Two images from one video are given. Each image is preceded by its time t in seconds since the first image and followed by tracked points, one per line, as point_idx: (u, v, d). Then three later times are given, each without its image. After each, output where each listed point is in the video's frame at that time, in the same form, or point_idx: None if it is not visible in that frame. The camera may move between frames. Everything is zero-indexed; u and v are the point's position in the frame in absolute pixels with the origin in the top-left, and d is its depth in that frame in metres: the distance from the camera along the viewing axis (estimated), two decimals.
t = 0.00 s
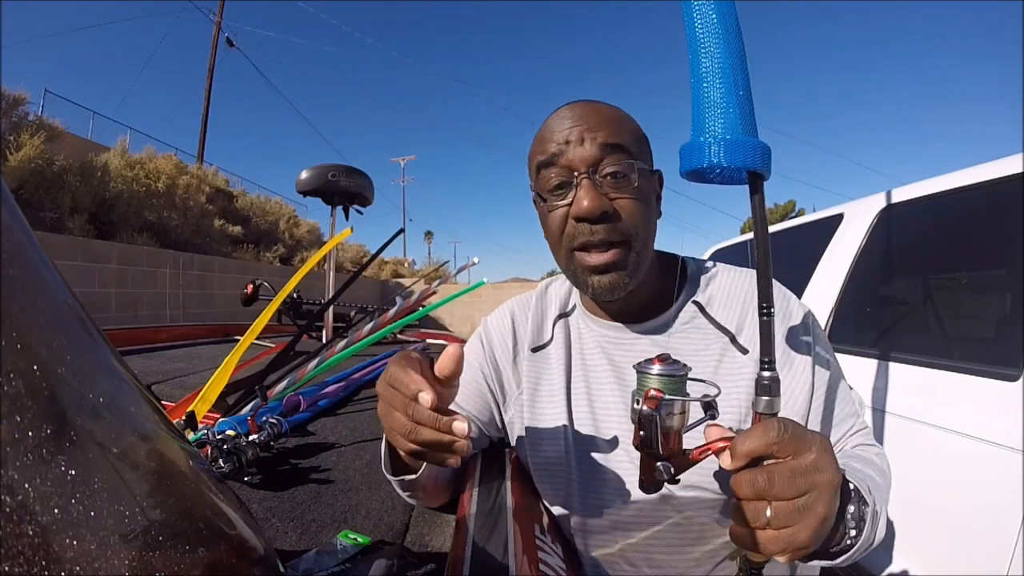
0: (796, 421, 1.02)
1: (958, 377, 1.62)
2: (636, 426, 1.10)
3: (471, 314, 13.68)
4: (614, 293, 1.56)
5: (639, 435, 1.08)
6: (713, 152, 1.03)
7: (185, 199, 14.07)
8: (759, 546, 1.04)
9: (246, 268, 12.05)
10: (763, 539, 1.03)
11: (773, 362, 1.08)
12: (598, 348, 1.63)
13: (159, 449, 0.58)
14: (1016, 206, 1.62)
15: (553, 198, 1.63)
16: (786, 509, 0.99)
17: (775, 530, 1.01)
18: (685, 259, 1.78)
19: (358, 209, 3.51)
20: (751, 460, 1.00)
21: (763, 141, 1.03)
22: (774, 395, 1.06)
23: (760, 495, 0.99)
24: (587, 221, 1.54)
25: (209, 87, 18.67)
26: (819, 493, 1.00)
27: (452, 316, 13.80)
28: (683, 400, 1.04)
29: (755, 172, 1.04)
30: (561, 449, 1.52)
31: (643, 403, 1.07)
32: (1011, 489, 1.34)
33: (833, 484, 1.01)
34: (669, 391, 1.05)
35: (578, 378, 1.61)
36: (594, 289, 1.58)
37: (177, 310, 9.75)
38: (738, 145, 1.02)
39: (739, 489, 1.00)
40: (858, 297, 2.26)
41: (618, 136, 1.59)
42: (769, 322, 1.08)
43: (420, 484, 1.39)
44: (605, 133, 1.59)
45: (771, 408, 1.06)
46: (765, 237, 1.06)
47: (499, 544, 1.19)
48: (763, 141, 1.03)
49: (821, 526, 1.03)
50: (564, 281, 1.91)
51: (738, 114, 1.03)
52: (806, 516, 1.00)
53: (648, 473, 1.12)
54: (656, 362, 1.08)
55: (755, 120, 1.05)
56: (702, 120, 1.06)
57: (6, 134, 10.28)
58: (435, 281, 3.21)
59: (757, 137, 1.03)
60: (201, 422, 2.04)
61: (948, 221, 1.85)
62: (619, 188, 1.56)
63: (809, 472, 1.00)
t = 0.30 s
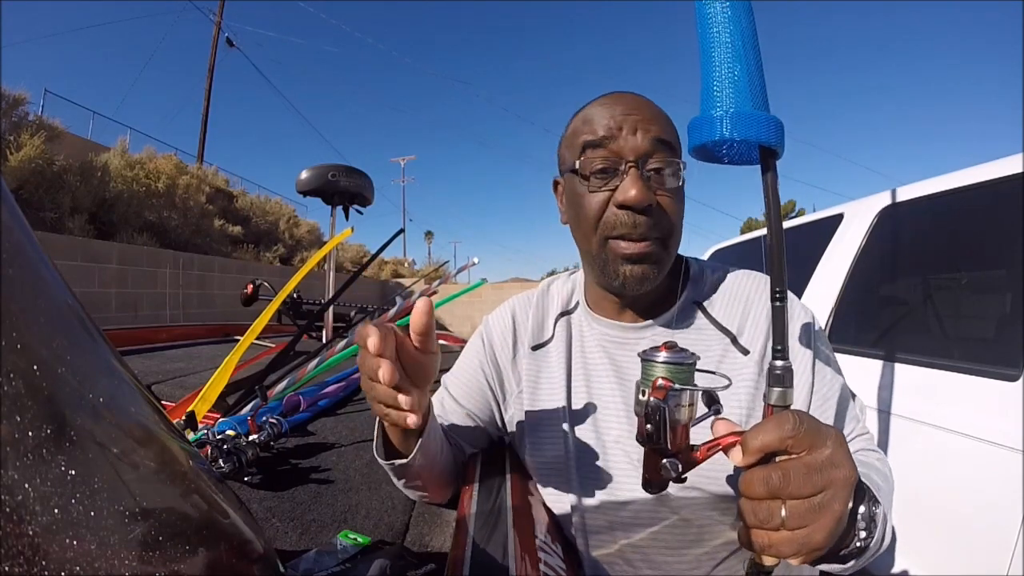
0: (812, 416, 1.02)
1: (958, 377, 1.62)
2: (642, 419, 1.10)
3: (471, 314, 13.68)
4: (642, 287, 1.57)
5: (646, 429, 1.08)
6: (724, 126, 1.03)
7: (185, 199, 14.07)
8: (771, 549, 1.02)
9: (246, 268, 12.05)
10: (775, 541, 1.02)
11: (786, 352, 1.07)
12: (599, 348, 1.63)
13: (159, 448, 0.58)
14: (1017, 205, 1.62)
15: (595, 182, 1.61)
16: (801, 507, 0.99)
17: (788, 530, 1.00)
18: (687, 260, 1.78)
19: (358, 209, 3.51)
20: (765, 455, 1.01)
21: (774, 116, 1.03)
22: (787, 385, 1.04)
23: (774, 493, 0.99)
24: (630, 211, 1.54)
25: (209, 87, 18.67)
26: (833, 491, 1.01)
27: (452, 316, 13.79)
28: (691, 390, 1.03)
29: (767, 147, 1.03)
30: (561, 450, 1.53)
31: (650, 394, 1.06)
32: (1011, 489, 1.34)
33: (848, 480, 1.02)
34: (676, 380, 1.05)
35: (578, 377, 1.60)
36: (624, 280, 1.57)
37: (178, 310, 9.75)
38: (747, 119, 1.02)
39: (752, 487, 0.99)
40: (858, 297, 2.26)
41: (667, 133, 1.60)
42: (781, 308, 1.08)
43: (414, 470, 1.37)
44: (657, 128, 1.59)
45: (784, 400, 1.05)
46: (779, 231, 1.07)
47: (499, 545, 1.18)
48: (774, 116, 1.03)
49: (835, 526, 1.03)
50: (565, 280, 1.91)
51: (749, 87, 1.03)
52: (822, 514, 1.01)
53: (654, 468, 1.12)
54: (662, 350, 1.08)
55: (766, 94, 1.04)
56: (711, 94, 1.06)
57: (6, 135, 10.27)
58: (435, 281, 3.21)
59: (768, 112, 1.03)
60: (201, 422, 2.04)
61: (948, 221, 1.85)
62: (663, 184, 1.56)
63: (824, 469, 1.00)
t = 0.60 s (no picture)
0: (810, 430, 1.02)
1: (958, 377, 1.62)
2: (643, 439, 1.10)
3: (471, 314, 13.68)
4: (639, 288, 1.57)
5: (648, 449, 1.08)
6: (724, 147, 1.03)
7: (185, 199, 14.07)
8: (770, 558, 1.02)
9: (246, 268, 12.05)
10: (775, 551, 1.02)
11: (785, 369, 1.07)
12: (602, 349, 1.63)
13: (158, 448, 0.58)
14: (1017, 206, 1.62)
15: (584, 188, 1.61)
16: (800, 520, 1.00)
17: (788, 541, 1.00)
18: (688, 261, 1.78)
19: (358, 209, 3.51)
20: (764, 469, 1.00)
21: (774, 137, 1.02)
22: (786, 403, 1.04)
23: (774, 506, 0.99)
24: (620, 215, 1.54)
25: (209, 87, 18.67)
26: (833, 503, 1.01)
27: (452, 316, 13.79)
28: (693, 410, 1.04)
29: (768, 169, 1.03)
30: (561, 450, 1.53)
31: (652, 415, 1.06)
32: (1011, 489, 1.34)
33: (847, 492, 1.02)
34: (679, 401, 1.06)
35: (579, 378, 1.60)
36: (620, 282, 1.57)
37: (178, 310, 9.75)
38: (747, 141, 1.02)
39: (752, 500, 1.00)
40: (858, 298, 2.26)
41: (654, 132, 1.60)
42: (781, 327, 1.07)
43: (418, 482, 1.37)
44: (642, 128, 1.58)
45: (783, 416, 1.05)
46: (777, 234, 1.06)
47: (499, 545, 1.18)
48: (774, 137, 1.02)
49: (834, 535, 1.04)
50: (566, 281, 1.91)
51: (749, 108, 1.03)
52: (821, 525, 1.01)
53: (654, 485, 1.11)
54: (664, 371, 1.09)
55: (766, 115, 1.04)
56: (712, 117, 1.06)
57: (6, 135, 10.27)
58: (435, 281, 3.21)
59: (767, 133, 1.03)
60: (201, 422, 2.04)
61: (948, 221, 1.85)
62: (652, 185, 1.56)
63: (824, 481, 1.00)
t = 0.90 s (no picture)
0: (790, 433, 1.02)
1: (958, 377, 1.62)
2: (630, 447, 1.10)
3: (471, 314, 13.68)
4: (613, 292, 1.56)
5: (634, 456, 1.08)
6: (696, 172, 1.03)
7: (185, 199, 14.07)
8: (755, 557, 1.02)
9: (246, 268, 12.05)
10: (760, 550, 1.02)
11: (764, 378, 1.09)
12: (599, 348, 1.63)
13: (158, 448, 0.58)
14: (1017, 206, 1.62)
15: (541, 206, 1.64)
16: (783, 519, 0.99)
17: (773, 540, 1.00)
18: (687, 260, 1.78)
19: (358, 209, 3.51)
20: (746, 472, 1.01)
21: (743, 159, 1.03)
22: (766, 409, 1.05)
23: (757, 507, 0.99)
24: (578, 225, 1.55)
25: (209, 88, 18.67)
26: (815, 503, 1.01)
27: (452, 316, 13.79)
28: (677, 418, 1.04)
29: (740, 190, 1.04)
30: (560, 450, 1.53)
31: (637, 424, 1.07)
32: (1011, 489, 1.34)
33: (829, 492, 1.01)
34: (663, 410, 1.05)
35: (578, 378, 1.61)
36: (593, 289, 1.57)
37: (178, 310, 9.74)
38: (719, 165, 1.02)
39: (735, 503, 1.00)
40: (858, 298, 2.26)
41: (599, 137, 1.61)
42: (757, 338, 1.08)
43: (418, 480, 1.36)
44: (586, 136, 1.61)
45: (764, 421, 1.06)
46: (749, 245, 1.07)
47: (499, 544, 1.19)
48: (744, 159, 1.03)
49: (818, 534, 1.03)
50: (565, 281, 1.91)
51: (719, 130, 1.03)
52: (804, 525, 1.01)
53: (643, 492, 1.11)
54: (648, 382, 1.08)
55: (737, 135, 1.04)
56: (683, 141, 1.06)
57: (6, 135, 10.26)
58: (435, 281, 3.21)
59: (738, 156, 1.03)
60: (201, 422, 2.04)
61: (948, 221, 1.85)
62: (605, 188, 1.57)
63: (805, 482, 1.00)
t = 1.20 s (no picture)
0: (787, 415, 1.01)
1: (958, 378, 1.62)
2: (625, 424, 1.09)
3: (471, 314, 13.66)
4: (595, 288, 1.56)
5: (629, 433, 1.07)
6: (694, 151, 1.02)
7: (185, 199, 14.07)
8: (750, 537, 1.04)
9: (246, 268, 12.04)
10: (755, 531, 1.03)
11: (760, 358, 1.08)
12: (589, 345, 1.65)
13: (157, 448, 0.58)
14: (1016, 205, 1.61)
15: (519, 215, 1.66)
16: (777, 501, 1.00)
17: (767, 521, 1.02)
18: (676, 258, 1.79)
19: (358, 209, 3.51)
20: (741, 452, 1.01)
21: (742, 139, 1.02)
22: (762, 388, 1.05)
23: (752, 487, 0.99)
24: (554, 228, 1.55)
25: (210, 88, 18.67)
26: (810, 485, 1.00)
27: (452, 316, 13.78)
28: (672, 395, 1.03)
29: (737, 170, 1.03)
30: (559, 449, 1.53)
31: (632, 400, 1.06)
32: (1011, 489, 1.34)
33: (825, 476, 1.00)
34: (658, 388, 1.04)
35: (572, 376, 1.61)
36: (576, 288, 1.58)
37: (178, 310, 9.74)
38: (717, 144, 1.01)
39: (730, 482, 1.00)
40: (858, 298, 2.26)
41: (566, 143, 1.63)
42: (753, 317, 1.07)
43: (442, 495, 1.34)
44: (554, 144, 1.63)
45: (760, 401, 1.05)
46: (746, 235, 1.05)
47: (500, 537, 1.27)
48: (742, 139, 1.02)
49: (813, 518, 1.03)
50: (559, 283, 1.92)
51: (718, 109, 1.02)
52: (799, 507, 1.01)
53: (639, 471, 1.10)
54: (644, 360, 1.07)
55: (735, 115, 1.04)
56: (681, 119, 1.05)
57: (6, 134, 10.26)
58: (435, 281, 3.21)
59: (737, 136, 1.03)
60: (201, 422, 2.04)
61: (948, 221, 1.85)
62: (578, 189, 1.58)
63: (799, 464, 1.00)
